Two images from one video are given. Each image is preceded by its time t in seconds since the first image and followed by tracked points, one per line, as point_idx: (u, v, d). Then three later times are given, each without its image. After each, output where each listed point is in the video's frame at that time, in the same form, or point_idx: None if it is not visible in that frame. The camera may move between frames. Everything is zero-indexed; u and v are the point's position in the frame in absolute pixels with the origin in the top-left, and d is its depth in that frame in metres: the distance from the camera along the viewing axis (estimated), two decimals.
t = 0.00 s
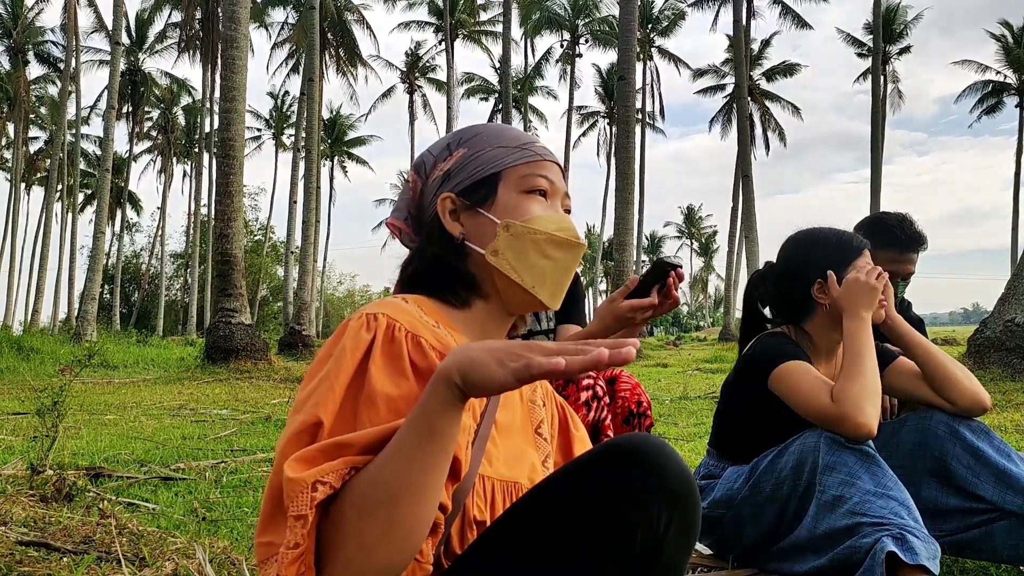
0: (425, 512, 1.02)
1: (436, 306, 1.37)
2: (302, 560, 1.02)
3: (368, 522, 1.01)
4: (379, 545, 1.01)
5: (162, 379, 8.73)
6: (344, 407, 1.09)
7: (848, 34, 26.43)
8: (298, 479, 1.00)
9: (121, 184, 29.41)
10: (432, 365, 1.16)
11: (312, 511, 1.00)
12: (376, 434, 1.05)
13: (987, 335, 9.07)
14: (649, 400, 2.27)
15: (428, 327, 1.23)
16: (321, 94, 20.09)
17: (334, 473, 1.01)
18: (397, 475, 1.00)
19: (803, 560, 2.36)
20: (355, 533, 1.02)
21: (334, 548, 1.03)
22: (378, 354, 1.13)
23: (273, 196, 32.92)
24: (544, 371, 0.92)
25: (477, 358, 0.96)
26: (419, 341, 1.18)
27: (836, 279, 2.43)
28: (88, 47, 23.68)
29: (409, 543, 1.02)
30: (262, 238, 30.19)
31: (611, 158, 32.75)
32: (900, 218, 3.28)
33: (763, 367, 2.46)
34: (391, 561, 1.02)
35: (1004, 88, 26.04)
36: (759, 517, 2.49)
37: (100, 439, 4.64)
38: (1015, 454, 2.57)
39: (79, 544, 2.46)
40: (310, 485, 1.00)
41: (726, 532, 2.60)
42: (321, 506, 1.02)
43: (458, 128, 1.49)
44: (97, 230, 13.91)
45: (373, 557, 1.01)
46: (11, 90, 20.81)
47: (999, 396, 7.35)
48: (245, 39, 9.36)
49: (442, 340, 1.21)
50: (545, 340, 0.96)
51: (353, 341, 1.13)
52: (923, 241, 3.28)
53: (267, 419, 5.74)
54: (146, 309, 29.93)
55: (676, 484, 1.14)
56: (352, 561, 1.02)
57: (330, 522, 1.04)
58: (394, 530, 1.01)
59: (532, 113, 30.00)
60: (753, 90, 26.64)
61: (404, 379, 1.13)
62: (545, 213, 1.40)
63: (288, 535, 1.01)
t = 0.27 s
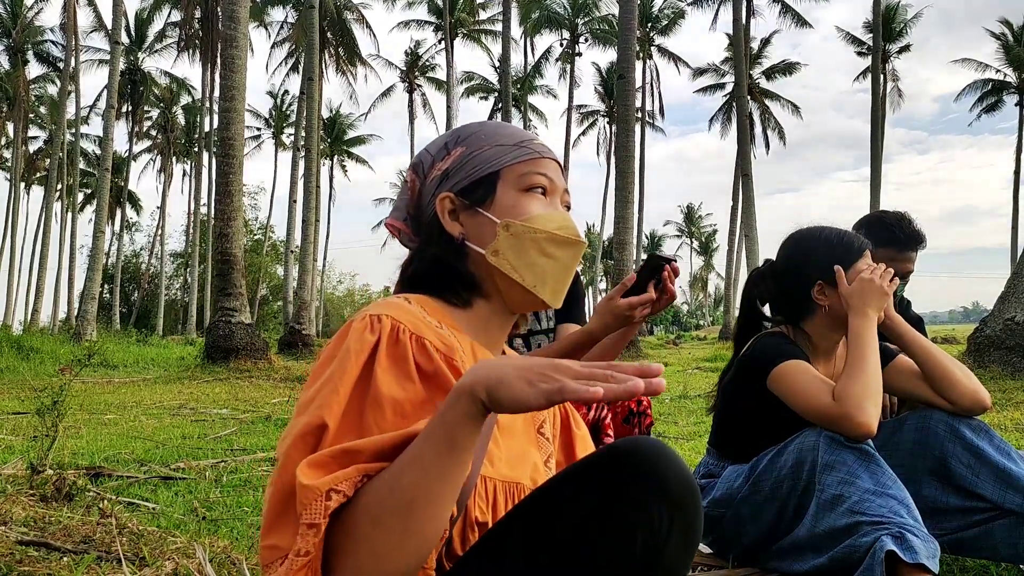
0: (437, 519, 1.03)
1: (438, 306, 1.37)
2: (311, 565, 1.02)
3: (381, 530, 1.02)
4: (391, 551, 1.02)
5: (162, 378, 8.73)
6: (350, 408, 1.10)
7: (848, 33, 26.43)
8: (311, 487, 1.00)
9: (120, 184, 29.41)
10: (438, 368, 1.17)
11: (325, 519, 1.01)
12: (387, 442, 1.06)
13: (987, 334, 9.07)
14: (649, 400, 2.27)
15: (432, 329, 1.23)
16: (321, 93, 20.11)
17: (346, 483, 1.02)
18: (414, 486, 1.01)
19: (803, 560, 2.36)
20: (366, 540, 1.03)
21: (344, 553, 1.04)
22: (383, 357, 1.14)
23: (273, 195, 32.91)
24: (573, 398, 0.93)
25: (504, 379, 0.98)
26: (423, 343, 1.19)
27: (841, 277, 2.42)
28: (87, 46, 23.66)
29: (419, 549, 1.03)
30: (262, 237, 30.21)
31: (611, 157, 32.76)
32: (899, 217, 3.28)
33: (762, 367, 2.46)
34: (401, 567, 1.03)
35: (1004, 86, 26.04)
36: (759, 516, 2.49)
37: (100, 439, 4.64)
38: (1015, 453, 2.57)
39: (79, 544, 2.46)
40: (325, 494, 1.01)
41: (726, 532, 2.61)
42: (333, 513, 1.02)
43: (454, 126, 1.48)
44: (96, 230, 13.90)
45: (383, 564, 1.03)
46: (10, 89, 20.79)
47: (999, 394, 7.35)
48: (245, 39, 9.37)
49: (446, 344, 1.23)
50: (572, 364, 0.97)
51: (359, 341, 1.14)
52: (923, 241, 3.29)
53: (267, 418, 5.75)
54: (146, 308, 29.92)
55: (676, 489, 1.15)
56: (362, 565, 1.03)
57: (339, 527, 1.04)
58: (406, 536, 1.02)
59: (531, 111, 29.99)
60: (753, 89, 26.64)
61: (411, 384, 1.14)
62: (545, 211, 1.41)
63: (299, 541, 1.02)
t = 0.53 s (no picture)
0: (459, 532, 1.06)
1: (438, 306, 1.37)
2: None
3: (405, 543, 1.05)
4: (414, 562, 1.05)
5: (162, 378, 8.73)
6: (356, 415, 1.11)
7: (848, 31, 26.43)
8: (335, 503, 1.01)
9: (120, 183, 29.38)
10: (443, 372, 1.18)
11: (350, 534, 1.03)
12: (402, 452, 1.08)
13: (987, 332, 9.07)
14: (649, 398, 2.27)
15: (433, 328, 1.24)
16: (320, 92, 20.10)
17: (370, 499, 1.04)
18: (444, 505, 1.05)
19: (803, 558, 2.36)
20: (387, 552, 1.05)
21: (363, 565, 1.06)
22: (389, 361, 1.15)
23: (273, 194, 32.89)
24: (614, 424, 1.00)
25: (541, 401, 1.06)
26: (425, 345, 1.20)
27: (839, 275, 2.43)
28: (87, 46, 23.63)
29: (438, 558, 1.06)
30: (262, 236, 30.20)
31: (610, 156, 32.76)
32: (900, 215, 3.27)
33: (762, 366, 2.47)
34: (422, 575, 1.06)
35: (1003, 85, 26.03)
36: (759, 515, 2.49)
37: (100, 438, 4.65)
38: (1015, 452, 2.57)
39: (79, 544, 2.46)
40: (351, 511, 1.03)
41: (726, 531, 2.61)
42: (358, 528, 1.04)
43: (450, 122, 1.47)
44: (96, 229, 13.89)
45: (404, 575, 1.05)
46: (10, 89, 20.76)
47: (999, 393, 7.36)
48: (244, 37, 9.37)
49: (447, 344, 1.24)
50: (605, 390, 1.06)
51: (363, 346, 1.14)
52: (923, 239, 3.29)
53: (267, 417, 5.76)
54: (146, 307, 29.91)
55: (678, 497, 1.16)
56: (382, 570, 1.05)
57: (358, 539, 1.06)
58: (429, 549, 1.06)
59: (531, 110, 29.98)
60: (753, 87, 26.63)
61: (418, 391, 1.15)
62: (545, 208, 1.41)
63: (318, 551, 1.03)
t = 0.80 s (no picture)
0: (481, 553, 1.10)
1: (438, 306, 1.38)
2: None
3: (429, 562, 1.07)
4: None
5: (162, 377, 8.73)
6: (363, 425, 1.11)
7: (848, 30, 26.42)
8: (366, 529, 1.02)
9: (120, 183, 29.37)
10: (447, 379, 1.18)
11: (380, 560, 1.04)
12: (419, 470, 1.09)
13: (987, 331, 9.07)
14: (648, 397, 2.30)
15: (434, 333, 1.25)
16: (320, 92, 20.10)
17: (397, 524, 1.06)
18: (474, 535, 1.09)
19: (803, 558, 2.35)
20: (408, 566, 1.07)
21: None
22: (393, 369, 1.15)
23: (273, 194, 32.87)
24: (662, 465, 1.13)
25: (585, 438, 1.16)
26: (429, 351, 1.20)
27: (837, 275, 2.43)
28: (87, 45, 23.62)
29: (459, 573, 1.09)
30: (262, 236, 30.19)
31: (610, 155, 32.76)
32: (901, 214, 3.28)
33: (761, 366, 2.47)
34: None
35: (1003, 84, 26.05)
36: (759, 514, 2.49)
37: (101, 438, 4.65)
38: (1016, 450, 2.57)
39: (80, 543, 2.46)
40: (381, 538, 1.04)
41: (725, 531, 2.61)
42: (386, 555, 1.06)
43: (444, 119, 1.47)
44: (96, 229, 13.87)
45: None
46: (9, 88, 20.75)
47: (999, 392, 7.35)
48: (244, 36, 9.37)
49: (450, 350, 1.24)
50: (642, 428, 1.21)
51: (366, 353, 1.14)
52: (924, 238, 3.28)
53: (266, 417, 5.76)
54: (146, 307, 29.91)
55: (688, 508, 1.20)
56: None
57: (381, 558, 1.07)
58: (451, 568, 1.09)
59: (531, 110, 29.97)
60: (753, 87, 26.61)
61: (423, 400, 1.15)
62: (542, 204, 1.40)
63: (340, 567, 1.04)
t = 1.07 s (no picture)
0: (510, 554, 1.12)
1: (437, 307, 1.38)
2: None
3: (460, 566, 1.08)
4: None
5: (162, 377, 8.73)
6: (374, 427, 1.10)
7: (848, 30, 26.41)
8: (403, 540, 1.02)
9: (120, 182, 29.39)
10: (452, 380, 1.19)
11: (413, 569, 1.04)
12: (440, 473, 1.10)
13: (986, 330, 9.07)
14: (648, 397, 2.29)
15: (433, 332, 1.26)
16: (320, 91, 20.10)
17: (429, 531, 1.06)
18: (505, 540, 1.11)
19: (802, 556, 2.35)
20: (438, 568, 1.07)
21: None
22: (399, 370, 1.15)
23: (273, 193, 32.88)
24: (706, 456, 1.18)
25: (615, 440, 1.19)
26: (433, 353, 1.21)
27: (837, 273, 2.44)
28: (86, 45, 23.63)
29: None
30: (261, 235, 30.20)
31: (610, 155, 32.76)
32: (901, 214, 3.29)
33: (762, 367, 2.47)
34: None
35: (1003, 83, 26.03)
36: (759, 513, 2.50)
37: (101, 437, 4.65)
38: (1016, 450, 2.58)
39: (80, 542, 2.46)
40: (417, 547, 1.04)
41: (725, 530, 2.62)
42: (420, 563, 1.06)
43: (438, 114, 1.49)
44: (96, 229, 13.87)
45: None
46: (10, 88, 20.76)
47: (999, 392, 7.35)
48: (244, 36, 9.37)
49: (451, 350, 1.25)
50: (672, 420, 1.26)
51: (368, 353, 1.14)
52: (924, 237, 3.29)
53: (266, 416, 5.76)
54: (146, 307, 29.93)
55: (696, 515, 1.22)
56: None
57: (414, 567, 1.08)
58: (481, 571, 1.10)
59: (531, 109, 29.99)
60: (753, 86, 26.60)
61: (430, 399, 1.15)
62: (542, 194, 1.41)
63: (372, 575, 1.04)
